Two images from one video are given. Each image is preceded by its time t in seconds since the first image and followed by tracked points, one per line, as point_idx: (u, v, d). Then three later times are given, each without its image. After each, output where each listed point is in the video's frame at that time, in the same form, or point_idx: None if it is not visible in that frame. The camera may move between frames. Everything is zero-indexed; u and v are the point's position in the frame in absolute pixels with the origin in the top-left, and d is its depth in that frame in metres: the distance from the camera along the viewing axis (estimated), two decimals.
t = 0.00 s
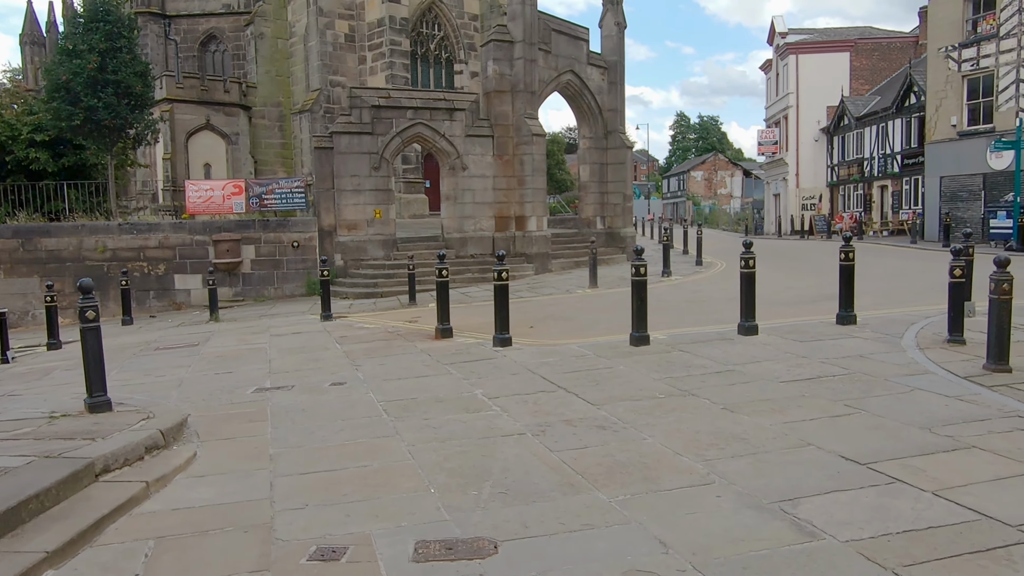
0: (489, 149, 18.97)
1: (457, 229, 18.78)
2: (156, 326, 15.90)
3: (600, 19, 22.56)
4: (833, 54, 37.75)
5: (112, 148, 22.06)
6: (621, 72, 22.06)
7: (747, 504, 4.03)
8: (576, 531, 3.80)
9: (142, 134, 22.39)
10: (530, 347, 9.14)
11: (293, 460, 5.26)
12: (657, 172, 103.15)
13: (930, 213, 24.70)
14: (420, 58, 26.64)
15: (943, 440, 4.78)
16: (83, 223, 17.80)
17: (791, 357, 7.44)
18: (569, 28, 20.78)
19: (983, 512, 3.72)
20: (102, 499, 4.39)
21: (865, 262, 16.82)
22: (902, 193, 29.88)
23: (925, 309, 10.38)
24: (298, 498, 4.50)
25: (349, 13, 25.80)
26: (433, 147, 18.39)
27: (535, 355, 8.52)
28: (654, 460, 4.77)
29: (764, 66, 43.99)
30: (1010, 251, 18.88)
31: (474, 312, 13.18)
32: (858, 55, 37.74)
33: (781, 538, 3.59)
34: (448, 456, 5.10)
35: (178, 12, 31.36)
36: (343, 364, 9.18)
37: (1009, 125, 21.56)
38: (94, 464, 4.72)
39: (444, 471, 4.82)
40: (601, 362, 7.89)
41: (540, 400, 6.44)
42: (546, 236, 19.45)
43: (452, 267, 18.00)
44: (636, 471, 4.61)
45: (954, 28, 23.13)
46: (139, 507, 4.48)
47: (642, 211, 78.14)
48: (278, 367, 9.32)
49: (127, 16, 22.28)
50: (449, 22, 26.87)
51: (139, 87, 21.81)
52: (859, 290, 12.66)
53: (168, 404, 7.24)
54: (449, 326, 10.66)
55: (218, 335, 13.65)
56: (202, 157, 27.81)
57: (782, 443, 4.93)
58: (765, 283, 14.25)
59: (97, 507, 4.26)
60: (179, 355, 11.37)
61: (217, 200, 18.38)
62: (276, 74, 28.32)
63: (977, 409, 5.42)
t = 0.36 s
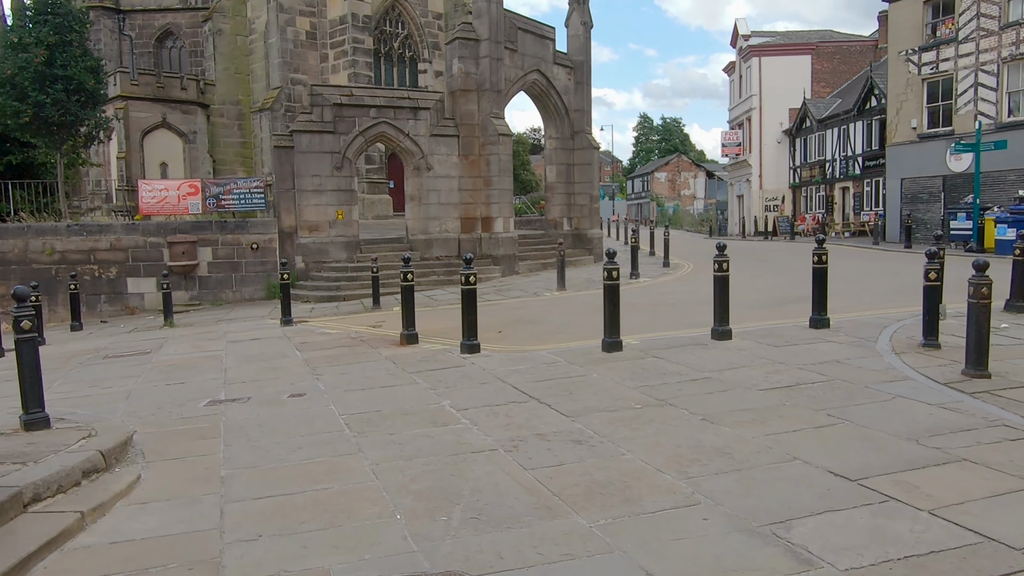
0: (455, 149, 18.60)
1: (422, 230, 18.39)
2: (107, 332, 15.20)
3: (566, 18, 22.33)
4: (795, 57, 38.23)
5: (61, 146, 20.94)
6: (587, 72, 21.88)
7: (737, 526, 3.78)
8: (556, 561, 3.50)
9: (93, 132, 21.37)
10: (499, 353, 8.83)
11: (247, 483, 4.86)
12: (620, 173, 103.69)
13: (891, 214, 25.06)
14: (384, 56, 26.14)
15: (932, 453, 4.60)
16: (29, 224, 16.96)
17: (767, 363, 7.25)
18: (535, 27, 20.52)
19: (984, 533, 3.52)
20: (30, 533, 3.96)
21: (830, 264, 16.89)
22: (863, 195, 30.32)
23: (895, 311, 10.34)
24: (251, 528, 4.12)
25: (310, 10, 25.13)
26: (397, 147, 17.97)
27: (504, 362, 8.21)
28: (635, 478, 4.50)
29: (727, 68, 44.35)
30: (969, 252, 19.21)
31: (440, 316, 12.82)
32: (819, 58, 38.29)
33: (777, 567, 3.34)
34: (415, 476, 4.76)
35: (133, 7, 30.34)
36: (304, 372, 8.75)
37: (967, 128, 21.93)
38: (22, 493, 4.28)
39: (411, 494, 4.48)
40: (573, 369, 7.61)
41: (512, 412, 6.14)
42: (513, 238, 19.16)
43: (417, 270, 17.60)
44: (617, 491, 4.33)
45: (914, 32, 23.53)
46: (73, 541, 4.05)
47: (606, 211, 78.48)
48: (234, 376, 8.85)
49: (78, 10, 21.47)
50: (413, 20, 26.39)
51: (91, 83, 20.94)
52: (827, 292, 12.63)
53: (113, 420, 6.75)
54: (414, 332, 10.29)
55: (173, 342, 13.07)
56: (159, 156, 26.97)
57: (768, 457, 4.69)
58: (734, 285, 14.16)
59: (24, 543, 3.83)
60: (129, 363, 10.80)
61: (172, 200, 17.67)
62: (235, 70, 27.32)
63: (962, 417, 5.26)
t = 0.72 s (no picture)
0: (418, 147, 18.19)
1: (384, 230, 17.95)
2: (52, 337, 14.45)
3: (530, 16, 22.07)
4: (755, 60, 38.65)
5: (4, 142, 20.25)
6: (552, 71, 21.65)
7: (725, 545, 3.53)
8: None
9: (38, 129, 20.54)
10: (465, 357, 8.51)
11: (192, 504, 4.46)
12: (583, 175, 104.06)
13: (852, 214, 25.42)
14: (344, 54, 25.61)
15: (919, 460, 4.42)
16: None
17: (741, 366, 7.07)
18: (499, 25, 20.22)
19: (985, 549, 3.32)
20: None
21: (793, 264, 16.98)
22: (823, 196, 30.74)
23: (863, 311, 10.30)
24: (196, 556, 3.74)
25: (269, 5, 24.43)
26: (358, 145, 17.49)
27: (471, 367, 7.89)
28: (613, 492, 4.23)
29: (690, 69, 44.67)
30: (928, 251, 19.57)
31: (403, 319, 12.44)
32: (779, 61, 38.79)
33: None
34: (377, 493, 4.42)
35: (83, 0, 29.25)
36: (259, 379, 8.30)
37: (925, 129, 22.33)
38: None
39: (374, 514, 4.13)
40: (543, 374, 7.33)
41: (480, 421, 5.82)
42: (477, 238, 18.80)
43: (380, 271, 17.16)
44: (595, 506, 4.05)
45: (874, 35, 23.93)
46: None
47: (569, 212, 78.60)
48: (185, 384, 8.37)
49: None
50: (374, 17, 25.88)
51: (37, 78, 19.89)
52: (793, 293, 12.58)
53: (50, 433, 6.25)
54: (376, 336, 9.91)
55: (122, 347, 12.45)
56: (110, 154, 26.09)
57: (751, 467, 4.46)
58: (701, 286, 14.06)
59: None
60: (73, 370, 10.19)
61: (122, 198, 16.91)
62: (191, 67, 26.27)
63: (945, 422, 5.12)
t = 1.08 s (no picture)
0: (383, 149, 17.79)
1: (348, 234, 17.51)
2: None
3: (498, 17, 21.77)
4: (721, 63, 38.96)
5: None
6: (519, 72, 21.39)
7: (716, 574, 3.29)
8: None
9: None
10: (433, 366, 8.20)
11: (137, 535, 4.09)
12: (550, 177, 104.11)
13: (816, 217, 25.71)
14: (308, 53, 25.04)
15: (911, 475, 4.24)
16: None
17: (718, 374, 6.88)
18: (465, 25, 19.89)
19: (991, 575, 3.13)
20: None
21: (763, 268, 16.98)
22: (788, 199, 31.07)
23: (836, 316, 10.23)
24: None
25: (230, 4, 23.75)
26: (321, 146, 17.03)
27: (439, 378, 7.58)
28: (593, 515, 3.97)
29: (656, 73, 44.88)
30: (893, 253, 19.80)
31: (369, 326, 12.06)
32: (744, 65, 39.15)
33: None
34: (341, 521, 4.09)
35: None
36: (216, 392, 7.88)
37: (889, 133, 22.67)
38: None
39: (337, 544, 3.81)
40: (514, 385, 7.05)
41: (450, 437, 5.52)
42: (444, 242, 18.52)
43: (344, 276, 16.73)
44: (575, 532, 3.78)
45: (838, 39, 24.31)
46: None
47: (536, 214, 78.50)
48: (137, 398, 7.90)
49: None
50: (338, 17, 25.34)
51: None
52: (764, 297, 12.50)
53: None
54: (341, 344, 9.54)
55: (72, 357, 11.86)
56: (64, 155, 25.23)
57: (738, 485, 4.24)
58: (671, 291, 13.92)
59: None
60: (16, 383, 9.61)
61: (74, 201, 16.17)
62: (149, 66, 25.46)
63: (930, 433, 4.98)
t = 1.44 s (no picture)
0: (357, 152, 17.43)
1: (322, 239, 17.09)
2: None
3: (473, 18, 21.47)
4: (695, 68, 39.13)
5: None
6: (495, 74, 21.12)
7: None
8: None
9: None
10: (411, 377, 7.87)
11: (89, 570, 3.73)
12: (524, 182, 104.04)
13: (792, 222, 25.89)
14: (280, 55, 24.55)
15: (919, 492, 4.04)
16: None
17: (708, 383, 6.67)
18: (441, 26, 19.56)
19: None
20: None
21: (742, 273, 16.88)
22: (763, 204, 31.25)
23: (820, 321, 10.11)
24: None
25: (199, 4, 23.20)
26: (293, 149, 16.61)
27: (418, 389, 7.25)
28: (589, 540, 3.70)
29: (631, 77, 44.95)
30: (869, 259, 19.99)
31: (343, 334, 11.68)
32: (718, 70, 39.35)
33: None
34: (315, 551, 3.77)
35: None
36: (182, 406, 7.48)
37: (863, 138, 22.87)
38: None
39: None
40: (497, 396, 6.77)
41: (431, 454, 5.23)
42: (420, 247, 18.02)
43: (317, 282, 16.31)
44: (570, 560, 3.51)
45: (812, 44, 24.51)
46: None
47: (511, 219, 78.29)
48: (98, 413, 7.47)
49: None
50: (311, 19, 24.88)
51: None
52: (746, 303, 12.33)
53: None
54: (314, 353, 9.18)
55: (31, 367, 11.33)
56: (27, 158, 24.32)
57: (740, 505, 4.00)
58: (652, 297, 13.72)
59: None
60: None
61: (34, 205, 15.26)
62: (116, 68, 24.79)
63: (933, 445, 4.79)
